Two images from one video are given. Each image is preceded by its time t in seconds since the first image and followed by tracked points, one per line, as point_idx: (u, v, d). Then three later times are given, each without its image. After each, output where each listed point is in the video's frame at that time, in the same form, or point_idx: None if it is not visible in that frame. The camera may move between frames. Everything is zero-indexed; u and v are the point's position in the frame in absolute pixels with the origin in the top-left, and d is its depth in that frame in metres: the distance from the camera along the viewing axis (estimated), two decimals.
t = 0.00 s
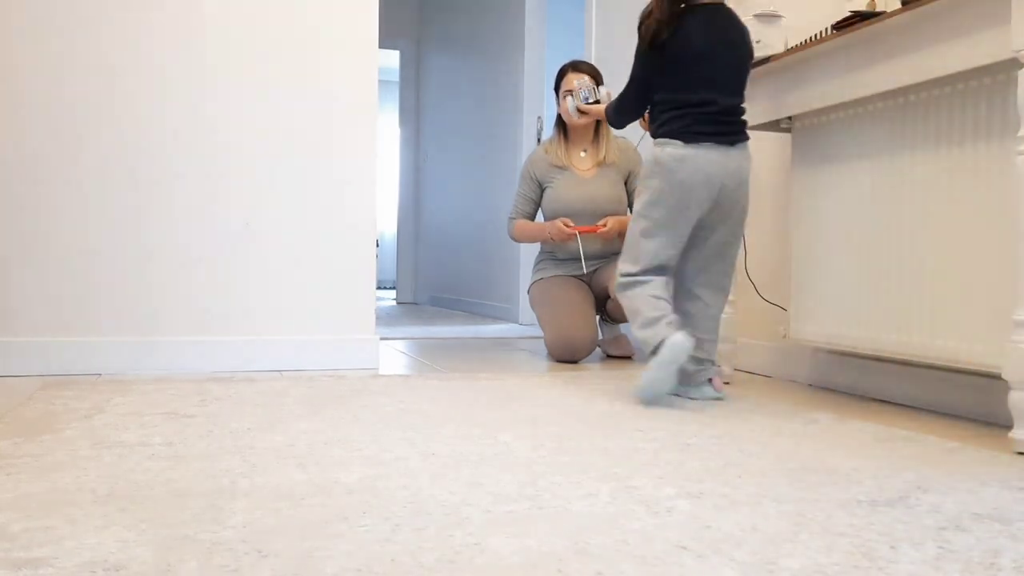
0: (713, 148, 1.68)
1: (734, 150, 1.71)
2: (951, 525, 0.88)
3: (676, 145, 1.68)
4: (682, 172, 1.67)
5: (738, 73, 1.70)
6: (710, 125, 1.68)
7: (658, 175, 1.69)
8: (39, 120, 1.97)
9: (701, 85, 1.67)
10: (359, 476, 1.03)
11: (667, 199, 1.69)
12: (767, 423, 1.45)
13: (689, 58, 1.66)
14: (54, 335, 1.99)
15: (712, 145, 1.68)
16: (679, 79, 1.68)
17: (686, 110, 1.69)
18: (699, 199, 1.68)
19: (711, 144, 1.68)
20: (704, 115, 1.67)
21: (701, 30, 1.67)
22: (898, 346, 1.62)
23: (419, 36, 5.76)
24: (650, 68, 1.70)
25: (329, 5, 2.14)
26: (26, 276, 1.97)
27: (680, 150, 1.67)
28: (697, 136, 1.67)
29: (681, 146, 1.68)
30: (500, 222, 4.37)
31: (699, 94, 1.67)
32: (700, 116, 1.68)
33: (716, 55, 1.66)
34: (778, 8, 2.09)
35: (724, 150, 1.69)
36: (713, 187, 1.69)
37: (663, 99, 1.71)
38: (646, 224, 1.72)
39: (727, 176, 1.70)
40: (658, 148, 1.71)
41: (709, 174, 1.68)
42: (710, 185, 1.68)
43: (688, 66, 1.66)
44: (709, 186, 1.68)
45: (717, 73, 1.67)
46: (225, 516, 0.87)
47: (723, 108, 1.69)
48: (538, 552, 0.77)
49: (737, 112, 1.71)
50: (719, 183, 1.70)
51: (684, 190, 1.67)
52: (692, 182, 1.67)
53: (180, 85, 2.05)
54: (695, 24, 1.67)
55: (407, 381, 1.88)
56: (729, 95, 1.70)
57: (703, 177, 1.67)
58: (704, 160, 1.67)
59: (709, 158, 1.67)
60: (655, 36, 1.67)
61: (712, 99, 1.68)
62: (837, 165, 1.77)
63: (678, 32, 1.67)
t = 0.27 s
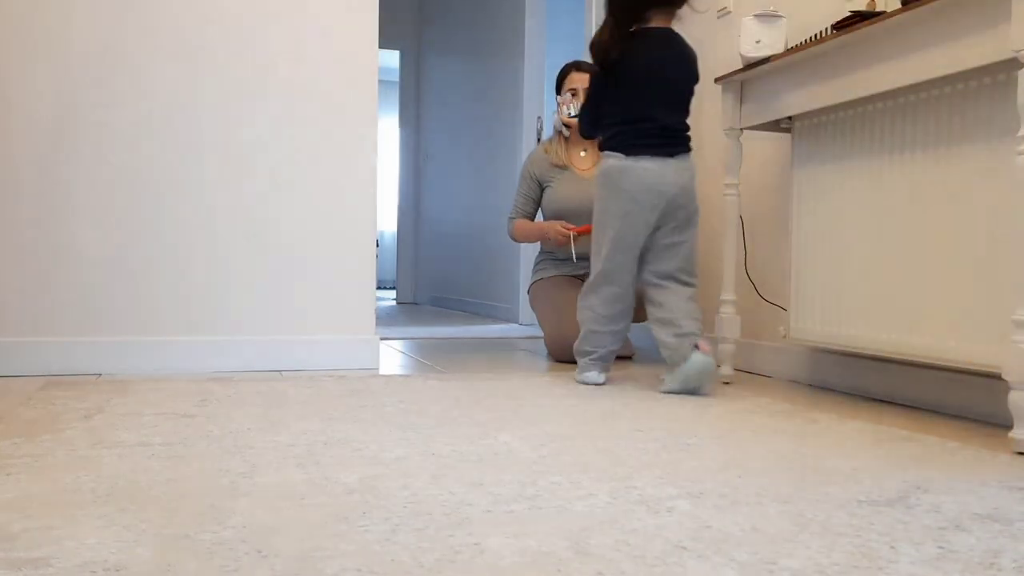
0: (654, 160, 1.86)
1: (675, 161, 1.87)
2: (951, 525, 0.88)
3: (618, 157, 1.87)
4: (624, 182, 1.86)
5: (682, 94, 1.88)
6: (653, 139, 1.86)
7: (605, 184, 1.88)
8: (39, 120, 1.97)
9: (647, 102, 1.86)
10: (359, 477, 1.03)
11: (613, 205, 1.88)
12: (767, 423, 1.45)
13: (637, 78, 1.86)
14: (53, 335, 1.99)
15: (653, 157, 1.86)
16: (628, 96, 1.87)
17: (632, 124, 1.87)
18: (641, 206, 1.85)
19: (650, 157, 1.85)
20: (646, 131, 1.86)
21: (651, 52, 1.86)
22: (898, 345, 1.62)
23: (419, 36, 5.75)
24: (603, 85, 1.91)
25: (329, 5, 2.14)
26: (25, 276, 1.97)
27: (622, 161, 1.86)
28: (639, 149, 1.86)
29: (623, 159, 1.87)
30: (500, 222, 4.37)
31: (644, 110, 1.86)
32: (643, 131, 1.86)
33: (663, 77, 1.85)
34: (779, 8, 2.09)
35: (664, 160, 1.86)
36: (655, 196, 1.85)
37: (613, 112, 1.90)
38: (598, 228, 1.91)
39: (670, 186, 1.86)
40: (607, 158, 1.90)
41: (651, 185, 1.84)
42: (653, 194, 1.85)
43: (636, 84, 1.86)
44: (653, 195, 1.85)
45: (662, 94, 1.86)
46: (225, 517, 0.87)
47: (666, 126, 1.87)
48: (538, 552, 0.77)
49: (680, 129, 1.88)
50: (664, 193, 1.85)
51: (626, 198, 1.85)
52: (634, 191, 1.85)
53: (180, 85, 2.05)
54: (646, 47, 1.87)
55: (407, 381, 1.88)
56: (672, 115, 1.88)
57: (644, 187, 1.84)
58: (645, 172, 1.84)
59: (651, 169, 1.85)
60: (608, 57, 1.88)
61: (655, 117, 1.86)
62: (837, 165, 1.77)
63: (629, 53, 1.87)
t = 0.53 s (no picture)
0: (621, 157, 2.00)
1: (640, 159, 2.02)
2: (951, 525, 0.88)
3: (587, 154, 2.01)
4: (592, 179, 1.99)
5: (644, 98, 2.06)
6: (618, 137, 2.01)
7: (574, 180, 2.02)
8: (39, 120, 1.97)
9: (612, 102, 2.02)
10: (359, 477, 1.03)
11: (583, 200, 2.00)
12: (767, 423, 1.45)
13: (604, 77, 2.03)
14: (53, 335, 1.99)
15: (620, 155, 2.00)
16: (596, 94, 2.04)
17: (599, 120, 2.02)
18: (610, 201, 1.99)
19: (618, 155, 1.99)
20: (611, 128, 2.01)
21: (617, 56, 2.04)
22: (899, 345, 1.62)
23: (419, 36, 5.75)
24: (573, 84, 2.08)
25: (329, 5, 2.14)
26: (25, 276, 1.97)
27: (591, 159, 2.00)
28: (606, 146, 2.00)
29: (592, 156, 2.00)
30: (500, 222, 4.37)
31: (611, 107, 2.02)
32: (609, 128, 2.01)
33: (627, 81, 2.03)
34: (779, 8, 2.10)
35: (629, 158, 2.01)
36: (622, 191, 1.99)
37: (585, 112, 2.06)
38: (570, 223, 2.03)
39: (636, 181, 2.00)
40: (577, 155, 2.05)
41: (619, 180, 1.98)
42: (621, 190, 1.99)
43: (603, 82, 2.02)
44: (621, 190, 1.99)
45: (626, 95, 2.03)
46: (225, 517, 0.87)
47: (630, 124, 2.02)
48: (538, 552, 0.78)
49: (644, 130, 2.04)
50: (630, 188, 2.00)
51: (596, 194, 1.99)
52: (603, 186, 1.98)
53: (180, 85, 2.05)
54: (612, 51, 2.05)
55: (407, 381, 1.88)
56: (636, 115, 2.04)
57: (613, 182, 1.98)
58: (613, 168, 1.98)
59: (619, 166, 1.99)
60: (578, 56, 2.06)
61: (620, 114, 2.02)
62: (838, 164, 1.77)
63: (597, 55, 2.05)
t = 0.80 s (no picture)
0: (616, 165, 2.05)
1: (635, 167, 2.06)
2: (951, 525, 0.88)
3: (583, 160, 2.06)
4: (588, 186, 2.04)
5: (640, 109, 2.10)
6: (609, 145, 2.06)
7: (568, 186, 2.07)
8: (38, 120, 1.97)
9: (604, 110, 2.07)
10: (359, 476, 1.03)
11: (578, 204, 2.05)
12: (766, 423, 1.45)
13: (597, 86, 2.08)
14: (53, 336, 1.99)
15: (615, 162, 2.05)
16: (590, 102, 2.09)
17: (591, 127, 2.07)
18: (604, 206, 2.03)
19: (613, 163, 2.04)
20: (603, 135, 2.06)
21: (613, 66, 2.09)
22: (899, 345, 1.62)
23: (419, 36, 5.75)
24: (570, 93, 2.14)
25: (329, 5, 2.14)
26: (24, 277, 1.97)
27: (586, 165, 2.05)
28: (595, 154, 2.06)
29: (587, 162, 2.05)
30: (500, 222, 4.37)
31: (602, 115, 2.07)
32: (600, 135, 2.06)
33: (620, 90, 2.08)
34: (779, 8, 2.10)
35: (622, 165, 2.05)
36: (616, 198, 2.04)
37: (580, 119, 2.11)
38: (564, 226, 2.07)
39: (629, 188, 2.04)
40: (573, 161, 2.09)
41: (613, 186, 2.03)
42: (615, 195, 2.03)
43: (598, 91, 2.08)
44: (615, 196, 2.04)
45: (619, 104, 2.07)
46: (225, 517, 0.87)
47: (622, 132, 2.06)
48: (538, 552, 0.77)
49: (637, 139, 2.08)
50: (625, 194, 2.04)
51: (590, 199, 2.03)
52: (597, 192, 2.03)
53: (180, 85, 2.05)
54: (606, 61, 2.10)
55: (407, 381, 1.88)
56: (628, 124, 2.08)
57: (608, 188, 2.03)
58: (607, 175, 2.03)
59: (613, 173, 2.03)
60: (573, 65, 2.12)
61: (612, 122, 2.06)
62: (838, 165, 1.77)
63: (591, 64, 2.10)
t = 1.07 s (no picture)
0: (607, 165, 2.05)
1: (626, 166, 2.06)
2: (954, 526, 0.87)
3: (574, 162, 2.07)
4: (579, 187, 2.04)
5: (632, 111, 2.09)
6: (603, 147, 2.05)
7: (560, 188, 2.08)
8: (36, 119, 1.97)
9: (600, 114, 2.06)
10: (358, 478, 1.03)
11: (570, 205, 2.05)
12: (767, 423, 1.45)
13: (592, 91, 2.08)
14: (51, 335, 1.98)
15: (607, 162, 2.05)
16: (584, 106, 2.08)
17: (587, 132, 2.06)
18: (595, 206, 2.04)
19: (603, 164, 2.05)
20: (599, 139, 2.05)
21: (606, 71, 2.08)
22: (901, 346, 1.61)
23: (418, 36, 5.75)
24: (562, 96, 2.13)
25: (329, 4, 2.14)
26: (22, 276, 1.97)
27: (578, 166, 2.05)
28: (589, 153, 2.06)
29: (578, 164, 2.06)
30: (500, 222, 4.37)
31: (596, 119, 2.06)
32: (597, 139, 2.05)
33: (615, 93, 2.07)
34: (779, 8, 2.09)
35: (615, 165, 2.05)
36: (608, 197, 2.04)
37: (572, 123, 2.10)
38: (556, 227, 2.08)
39: (620, 188, 2.04)
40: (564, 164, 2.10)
41: (605, 186, 2.03)
42: (606, 195, 2.03)
43: (593, 95, 2.08)
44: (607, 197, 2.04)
45: (614, 107, 2.07)
46: (224, 518, 0.86)
47: (616, 135, 2.05)
48: (539, 553, 0.77)
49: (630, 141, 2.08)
50: (616, 194, 2.04)
51: (582, 200, 2.04)
52: (589, 192, 2.03)
53: (179, 84, 2.04)
54: (600, 65, 2.10)
55: (407, 381, 1.88)
56: (622, 128, 2.07)
57: (599, 188, 2.03)
58: (598, 175, 2.03)
59: (604, 173, 2.04)
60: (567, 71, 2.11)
61: (608, 126, 2.05)
62: (840, 164, 1.76)
63: (585, 69, 2.10)
